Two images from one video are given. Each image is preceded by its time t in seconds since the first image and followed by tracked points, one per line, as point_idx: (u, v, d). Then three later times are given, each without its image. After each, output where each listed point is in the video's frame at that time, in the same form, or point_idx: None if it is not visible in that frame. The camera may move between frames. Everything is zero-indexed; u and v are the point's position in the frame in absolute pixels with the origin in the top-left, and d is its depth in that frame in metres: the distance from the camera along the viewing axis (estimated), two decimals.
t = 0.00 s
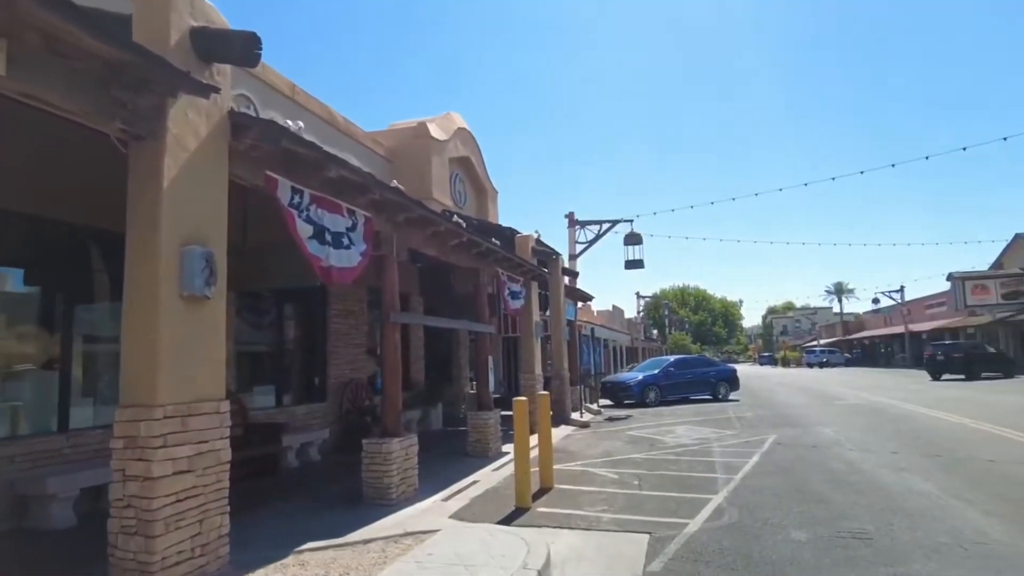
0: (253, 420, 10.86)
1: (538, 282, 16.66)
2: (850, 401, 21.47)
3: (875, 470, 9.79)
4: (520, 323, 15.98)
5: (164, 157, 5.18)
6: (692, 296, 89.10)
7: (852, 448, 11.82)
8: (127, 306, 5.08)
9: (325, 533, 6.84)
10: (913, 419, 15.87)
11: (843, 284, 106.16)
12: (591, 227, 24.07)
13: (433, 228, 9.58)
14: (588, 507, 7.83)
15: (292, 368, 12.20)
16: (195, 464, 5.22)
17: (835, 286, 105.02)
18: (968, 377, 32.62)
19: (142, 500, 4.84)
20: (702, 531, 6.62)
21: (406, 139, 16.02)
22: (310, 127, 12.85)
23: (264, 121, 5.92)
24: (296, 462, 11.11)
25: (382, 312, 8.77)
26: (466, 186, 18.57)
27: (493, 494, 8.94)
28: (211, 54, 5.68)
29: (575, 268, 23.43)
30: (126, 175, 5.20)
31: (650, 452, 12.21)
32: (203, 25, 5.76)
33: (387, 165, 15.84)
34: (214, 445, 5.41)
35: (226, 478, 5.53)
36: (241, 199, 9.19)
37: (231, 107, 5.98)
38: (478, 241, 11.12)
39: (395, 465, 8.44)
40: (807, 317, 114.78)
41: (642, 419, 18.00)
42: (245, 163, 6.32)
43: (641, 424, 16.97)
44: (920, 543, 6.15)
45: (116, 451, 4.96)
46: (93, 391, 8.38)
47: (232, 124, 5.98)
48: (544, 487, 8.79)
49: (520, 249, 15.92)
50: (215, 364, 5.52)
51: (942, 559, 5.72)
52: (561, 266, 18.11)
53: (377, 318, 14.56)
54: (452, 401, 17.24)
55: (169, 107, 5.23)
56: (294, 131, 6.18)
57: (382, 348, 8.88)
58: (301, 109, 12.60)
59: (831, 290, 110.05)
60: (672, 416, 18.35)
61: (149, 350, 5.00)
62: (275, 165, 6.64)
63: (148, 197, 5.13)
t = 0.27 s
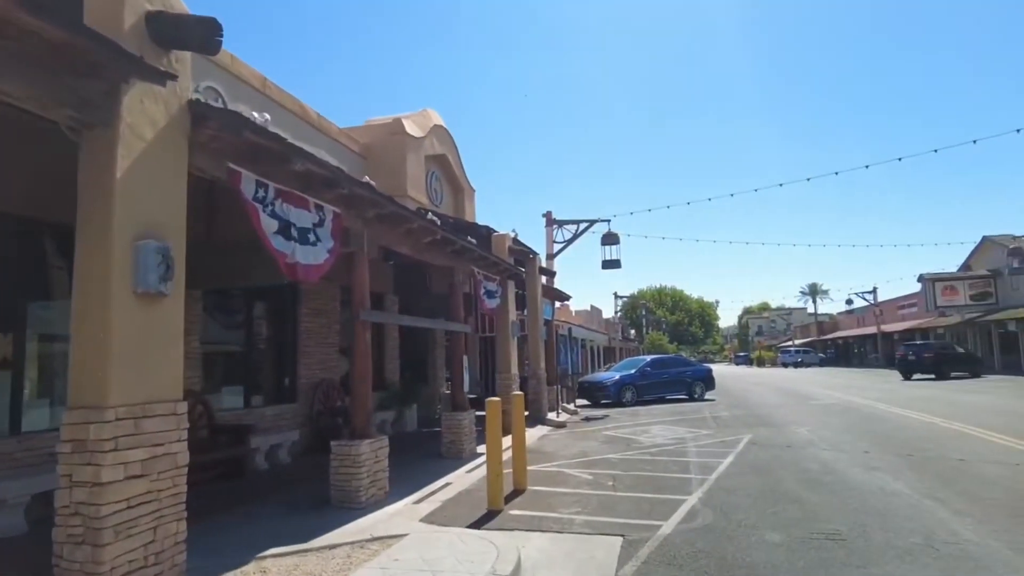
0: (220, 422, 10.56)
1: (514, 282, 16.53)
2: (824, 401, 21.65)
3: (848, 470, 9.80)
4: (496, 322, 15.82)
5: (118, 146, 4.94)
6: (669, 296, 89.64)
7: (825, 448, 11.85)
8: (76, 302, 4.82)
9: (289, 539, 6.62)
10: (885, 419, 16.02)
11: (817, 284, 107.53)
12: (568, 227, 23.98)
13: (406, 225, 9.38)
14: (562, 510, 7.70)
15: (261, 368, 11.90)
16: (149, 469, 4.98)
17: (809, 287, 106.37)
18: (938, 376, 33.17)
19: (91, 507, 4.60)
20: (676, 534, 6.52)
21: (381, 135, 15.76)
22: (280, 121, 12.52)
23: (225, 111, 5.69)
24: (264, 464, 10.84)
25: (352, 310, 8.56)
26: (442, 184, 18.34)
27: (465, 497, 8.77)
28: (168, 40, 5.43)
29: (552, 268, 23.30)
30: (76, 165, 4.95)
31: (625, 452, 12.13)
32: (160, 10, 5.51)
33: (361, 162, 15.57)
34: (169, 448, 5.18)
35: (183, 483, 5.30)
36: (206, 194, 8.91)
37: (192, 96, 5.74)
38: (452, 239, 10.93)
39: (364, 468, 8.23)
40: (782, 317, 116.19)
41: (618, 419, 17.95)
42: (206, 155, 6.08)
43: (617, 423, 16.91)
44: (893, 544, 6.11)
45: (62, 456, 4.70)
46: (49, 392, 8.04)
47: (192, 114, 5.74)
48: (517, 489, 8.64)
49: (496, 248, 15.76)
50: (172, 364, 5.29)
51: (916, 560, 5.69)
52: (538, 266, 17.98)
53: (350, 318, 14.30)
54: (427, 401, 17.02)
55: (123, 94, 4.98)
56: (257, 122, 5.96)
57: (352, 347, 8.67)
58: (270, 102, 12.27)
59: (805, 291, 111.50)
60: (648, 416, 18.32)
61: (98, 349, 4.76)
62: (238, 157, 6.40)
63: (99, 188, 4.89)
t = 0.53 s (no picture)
0: (190, 424, 10.31)
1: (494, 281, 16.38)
2: (803, 401, 21.75)
3: (826, 471, 9.78)
4: (476, 323, 15.67)
5: (72, 140, 4.73)
6: (651, 296, 90.03)
7: (803, 449, 11.85)
8: (26, 302, 4.60)
9: (256, 547, 6.42)
10: (863, 419, 16.11)
11: (797, 285, 108.62)
12: (549, 226, 23.88)
13: (381, 224, 9.20)
14: (537, 514, 7.58)
15: (234, 369, 11.65)
16: (104, 476, 4.78)
17: (789, 288, 107.45)
18: (914, 376, 33.57)
19: (39, 518, 4.38)
20: (652, 539, 6.42)
21: (359, 132, 15.51)
22: (253, 117, 12.23)
23: (189, 105, 5.49)
24: (236, 467, 10.61)
25: (325, 311, 8.37)
26: (422, 182, 18.13)
27: (440, 501, 8.62)
28: (128, 30, 5.22)
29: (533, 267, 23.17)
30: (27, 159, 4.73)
31: (604, 453, 12.05)
32: None
33: (339, 159, 15.33)
34: (127, 454, 4.98)
35: (141, 491, 5.09)
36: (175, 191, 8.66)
37: (153, 89, 5.53)
38: (430, 238, 10.75)
39: (336, 472, 8.05)
40: (763, 317, 117.26)
41: (598, 420, 17.89)
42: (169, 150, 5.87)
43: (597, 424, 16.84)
44: (869, 548, 6.06)
45: (10, 464, 4.48)
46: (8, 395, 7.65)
47: (154, 107, 5.52)
48: (493, 492, 8.51)
49: (477, 248, 15.60)
50: (131, 366, 5.09)
51: (892, 565, 5.65)
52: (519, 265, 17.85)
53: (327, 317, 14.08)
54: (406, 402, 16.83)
55: (76, 86, 4.79)
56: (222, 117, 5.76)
57: (325, 348, 8.49)
58: (243, 98, 11.98)
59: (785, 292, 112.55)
60: (628, 416, 18.28)
61: (49, 351, 4.55)
62: (204, 153, 6.20)
63: (52, 183, 4.67)
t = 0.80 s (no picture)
0: (154, 425, 10.02)
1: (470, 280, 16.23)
2: (777, 401, 21.95)
3: (799, 471, 9.79)
4: (451, 322, 15.49)
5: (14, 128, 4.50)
6: (629, 296, 90.49)
7: (776, 449, 11.89)
8: None
9: (217, 553, 6.21)
10: (835, 419, 16.24)
11: (773, 285, 109.90)
12: (526, 226, 23.77)
13: (351, 220, 8.99)
14: (509, 516, 7.45)
15: (202, 369, 11.35)
16: (48, 481, 4.55)
17: (765, 289, 108.83)
18: (886, 376, 34.07)
19: None
20: (623, 541, 6.33)
21: (333, 129, 15.26)
22: (222, 112, 11.92)
23: (144, 94, 5.27)
24: (202, 470, 10.33)
25: (292, 309, 8.16)
26: (398, 180, 17.91)
27: (410, 503, 8.46)
28: (78, 13, 5.00)
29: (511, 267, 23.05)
30: None
31: (578, 453, 11.97)
32: None
33: (311, 155, 15.05)
34: (74, 458, 4.75)
35: (91, 496, 4.87)
36: (138, 185, 8.39)
37: (106, 77, 5.30)
38: (403, 236, 10.57)
39: (303, 475, 7.86)
40: (739, 317, 118.50)
41: (574, 419, 17.85)
42: (124, 141, 5.64)
43: (573, 424, 16.78)
44: (840, 549, 6.03)
45: None
46: None
47: (107, 95, 5.29)
48: (464, 495, 8.36)
49: (452, 246, 15.43)
50: (80, 366, 4.86)
51: (862, 566, 5.61)
52: (496, 264, 17.71)
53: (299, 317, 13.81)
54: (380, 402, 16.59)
55: (18, 71, 4.56)
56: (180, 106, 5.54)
57: (292, 347, 8.27)
58: (212, 91, 11.66)
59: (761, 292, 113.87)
60: (604, 416, 18.24)
61: None
62: (162, 144, 5.96)
63: None
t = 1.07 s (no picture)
0: (110, 426, 9.66)
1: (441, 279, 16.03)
2: (746, 400, 22.14)
3: (767, 470, 9.82)
4: (421, 321, 15.28)
5: None
6: (601, 296, 90.94)
7: (745, 448, 11.93)
8: None
9: (171, 559, 5.96)
10: (802, 418, 16.40)
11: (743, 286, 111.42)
12: (499, 224, 23.63)
13: (317, 215, 8.76)
14: (476, 518, 7.31)
15: (162, 368, 10.99)
16: None
17: (735, 290, 110.29)
18: (851, 376, 34.70)
19: None
20: (591, 542, 6.23)
21: (301, 122, 14.92)
22: (185, 103, 11.56)
23: (93, 78, 5.01)
24: (161, 472, 9.99)
25: (254, 306, 7.91)
26: (368, 176, 17.63)
27: (376, 505, 8.26)
28: None
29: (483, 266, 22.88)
30: None
31: (548, 453, 11.88)
32: None
33: (279, 149, 14.71)
34: (14, 460, 4.49)
35: (32, 501, 4.61)
36: (93, 174, 8.05)
37: (52, 59, 5.02)
38: (371, 232, 10.35)
39: (265, 476, 7.62)
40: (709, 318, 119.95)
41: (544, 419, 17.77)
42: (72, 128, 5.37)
43: (544, 423, 16.69)
44: (808, 548, 6.01)
45: None
46: None
47: (53, 79, 5.02)
48: (432, 496, 8.19)
49: (423, 244, 15.21)
50: (21, 363, 4.60)
51: (830, 565, 5.59)
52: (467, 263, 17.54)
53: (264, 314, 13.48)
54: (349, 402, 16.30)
55: None
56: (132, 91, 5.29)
57: (253, 345, 8.02)
58: (174, 82, 11.29)
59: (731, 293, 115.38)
60: (575, 416, 18.20)
61: None
62: (114, 132, 5.69)
63: None
